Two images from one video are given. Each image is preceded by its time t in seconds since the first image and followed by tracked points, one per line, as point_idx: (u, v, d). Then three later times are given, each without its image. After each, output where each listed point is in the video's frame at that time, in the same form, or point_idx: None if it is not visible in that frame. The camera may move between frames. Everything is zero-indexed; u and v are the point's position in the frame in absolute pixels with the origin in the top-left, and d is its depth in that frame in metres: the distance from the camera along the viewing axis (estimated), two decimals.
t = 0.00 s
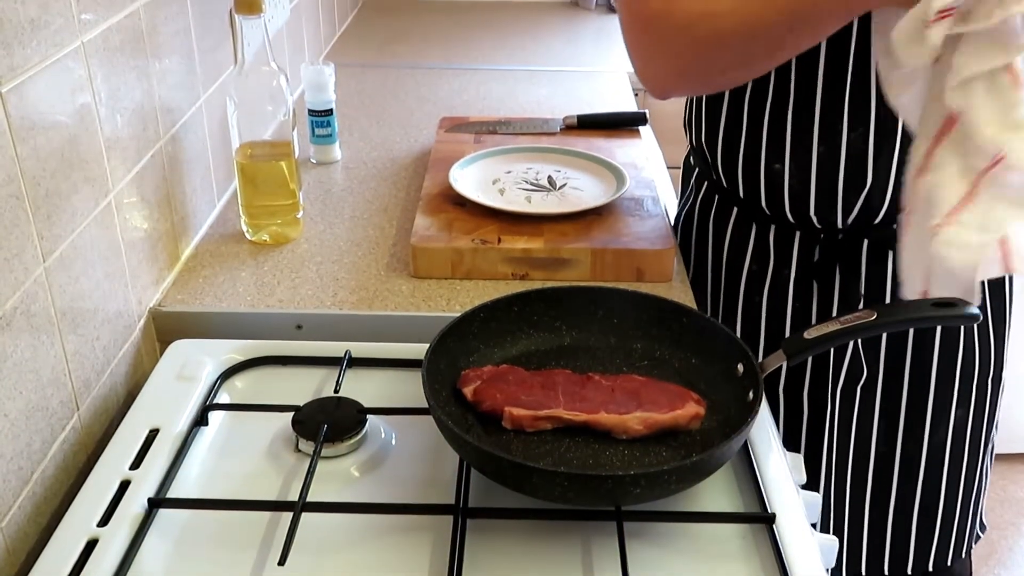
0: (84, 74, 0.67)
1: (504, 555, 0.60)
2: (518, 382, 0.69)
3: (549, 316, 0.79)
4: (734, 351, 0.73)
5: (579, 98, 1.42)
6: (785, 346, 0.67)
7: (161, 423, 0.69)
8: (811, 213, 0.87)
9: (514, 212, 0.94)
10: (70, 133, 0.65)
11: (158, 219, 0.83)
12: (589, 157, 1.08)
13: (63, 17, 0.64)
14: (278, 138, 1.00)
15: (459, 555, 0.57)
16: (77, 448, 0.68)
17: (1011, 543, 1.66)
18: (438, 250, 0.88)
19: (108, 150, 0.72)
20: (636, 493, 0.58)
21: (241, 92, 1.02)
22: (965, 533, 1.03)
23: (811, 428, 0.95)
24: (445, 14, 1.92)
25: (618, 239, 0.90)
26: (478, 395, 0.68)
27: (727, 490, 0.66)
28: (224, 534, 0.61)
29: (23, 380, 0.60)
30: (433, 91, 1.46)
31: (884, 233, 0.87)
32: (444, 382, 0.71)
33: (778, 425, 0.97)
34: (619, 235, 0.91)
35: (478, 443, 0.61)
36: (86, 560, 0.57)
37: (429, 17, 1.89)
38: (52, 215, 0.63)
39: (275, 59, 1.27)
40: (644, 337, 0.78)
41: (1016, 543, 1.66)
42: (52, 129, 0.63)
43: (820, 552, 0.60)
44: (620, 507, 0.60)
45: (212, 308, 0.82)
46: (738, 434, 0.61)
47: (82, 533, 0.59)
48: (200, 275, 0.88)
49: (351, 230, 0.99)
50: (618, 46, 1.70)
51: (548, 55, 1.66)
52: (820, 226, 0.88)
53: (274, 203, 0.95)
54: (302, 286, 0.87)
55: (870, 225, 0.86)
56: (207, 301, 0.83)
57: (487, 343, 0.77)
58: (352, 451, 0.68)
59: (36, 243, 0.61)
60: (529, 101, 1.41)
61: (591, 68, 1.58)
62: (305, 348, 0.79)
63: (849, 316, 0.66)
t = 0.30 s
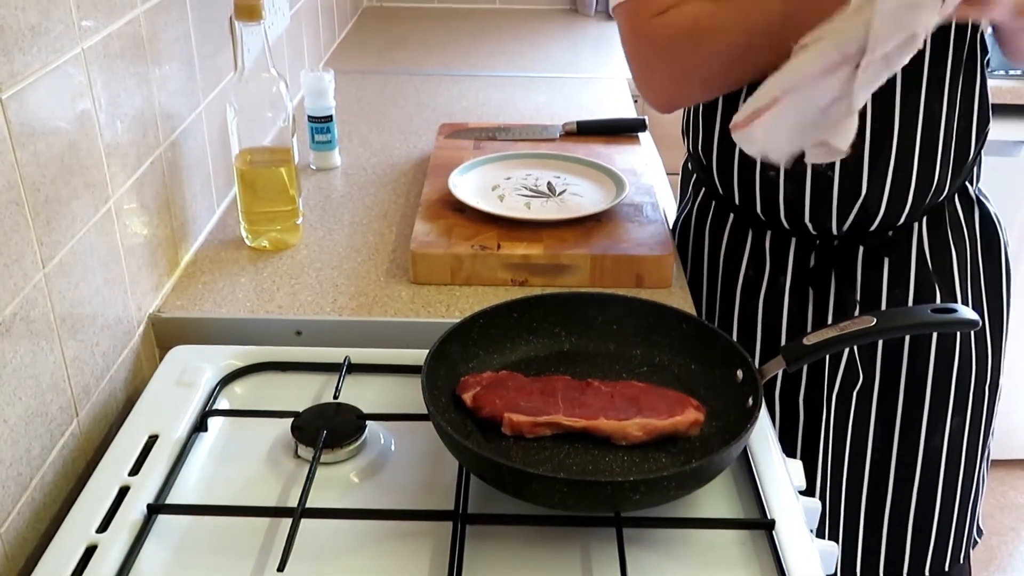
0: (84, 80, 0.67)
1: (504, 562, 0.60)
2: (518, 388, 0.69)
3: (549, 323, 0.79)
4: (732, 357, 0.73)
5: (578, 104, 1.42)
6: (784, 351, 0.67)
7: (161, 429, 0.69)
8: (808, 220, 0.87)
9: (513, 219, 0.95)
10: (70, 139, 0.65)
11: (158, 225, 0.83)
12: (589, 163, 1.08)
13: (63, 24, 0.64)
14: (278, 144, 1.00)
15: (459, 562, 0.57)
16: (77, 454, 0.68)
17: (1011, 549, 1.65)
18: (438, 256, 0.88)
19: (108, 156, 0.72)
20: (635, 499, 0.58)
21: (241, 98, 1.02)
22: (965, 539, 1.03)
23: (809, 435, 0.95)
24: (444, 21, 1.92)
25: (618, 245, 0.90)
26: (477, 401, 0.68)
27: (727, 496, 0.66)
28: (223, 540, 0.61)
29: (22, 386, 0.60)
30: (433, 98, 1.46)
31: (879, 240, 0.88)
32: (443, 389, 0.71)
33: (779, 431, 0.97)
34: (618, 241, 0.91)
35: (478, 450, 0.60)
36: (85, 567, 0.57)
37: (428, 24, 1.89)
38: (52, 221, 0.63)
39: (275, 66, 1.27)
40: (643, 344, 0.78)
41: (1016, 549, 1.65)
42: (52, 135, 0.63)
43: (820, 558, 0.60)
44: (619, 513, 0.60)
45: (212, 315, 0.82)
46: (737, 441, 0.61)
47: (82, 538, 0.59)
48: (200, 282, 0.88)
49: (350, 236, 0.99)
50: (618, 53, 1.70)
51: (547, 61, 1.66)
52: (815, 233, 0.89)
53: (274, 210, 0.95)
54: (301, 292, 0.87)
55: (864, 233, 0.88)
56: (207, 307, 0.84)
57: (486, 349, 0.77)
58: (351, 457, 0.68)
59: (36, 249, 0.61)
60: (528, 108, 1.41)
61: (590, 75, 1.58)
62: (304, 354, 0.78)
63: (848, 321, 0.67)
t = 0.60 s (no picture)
0: (84, 82, 0.67)
1: (503, 563, 0.60)
2: (518, 389, 0.69)
3: (548, 324, 0.79)
4: (732, 358, 0.73)
5: (578, 105, 1.43)
6: (784, 353, 0.67)
7: (161, 431, 0.69)
8: (807, 222, 0.87)
9: (513, 221, 0.95)
10: (71, 141, 0.65)
11: (158, 227, 0.83)
12: (589, 165, 1.08)
13: (64, 25, 0.64)
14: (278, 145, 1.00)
15: (459, 564, 0.57)
16: (77, 455, 0.68)
17: (1011, 551, 1.65)
18: (438, 258, 0.88)
19: (108, 158, 0.72)
20: (636, 501, 0.58)
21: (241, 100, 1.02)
22: (965, 541, 1.03)
23: (809, 437, 0.95)
24: (444, 22, 1.93)
25: (618, 247, 0.90)
26: (478, 403, 0.68)
27: (727, 497, 0.66)
28: (223, 541, 0.61)
29: (22, 388, 0.60)
30: (433, 100, 1.47)
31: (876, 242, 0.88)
32: (443, 391, 0.71)
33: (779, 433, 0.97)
34: (618, 243, 0.91)
35: (478, 451, 0.60)
36: (85, 568, 0.57)
37: (429, 26, 1.90)
38: (52, 223, 0.63)
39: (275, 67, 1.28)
40: (643, 345, 0.78)
41: (1015, 550, 1.65)
42: (53, 137, 0.63)
43: (820, 559, 0.60)
44: (620, 515, 0.60)
45: (212, 316, 0.83)
46: (738, 442, 0.61)
47: (83, 540, 0.59)
48: (200, 283, 0.88)
49: (351, 238, 0.99)
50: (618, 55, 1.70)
51: (548, 63, 1.66)
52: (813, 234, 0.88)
53: (274, 211, 0.95)
54: (301, 293, 0.87)
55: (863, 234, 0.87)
56: (207, 309, 0.84)
57: (486, 351, 0.77)
58: (351, 459, 0.68)
59: (36, 250, 0.61)
60: (528, 109, 1.41)
61: (590, 76, 1.58)
62: (304, 355, 0.78)
63: (848, 323, 0.67)
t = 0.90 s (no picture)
0: (85, 90, 0.68)
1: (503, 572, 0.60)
2: (517, 397, 0.69)
3: (548, 332, 0.79)
4: (732, 366, 0.73)
5: (578, 113, 1.43)
6: (784, 361, 0.67)
7: (161, 439, 0.69)
8: (797, 231, 0.87)
9: (512, 228, 0.95)
10: (71, 149, 0.66)
11: (159, 234, 0.83)
12: (588, 172, 1.09)
13: (65, 34, 0.64)
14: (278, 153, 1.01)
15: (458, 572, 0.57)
16: (76, 463, 0.68)
17: (1012, 559, 1.65)
18: (438, 265, 0.88)
19: (109, 166, 0.72)
20: (636, 508, 0.58)
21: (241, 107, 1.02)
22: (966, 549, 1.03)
23: (809, 445, 0.95)
24: (445, 29, 1.93)
25: (617, 254, 0.90)
26: (477, 411, 0.68)
27: (726, 505, 0.66)
28: (222, 550, 0.61)
29: (23, 396, 0.60)
30: (433, 107, 1.47)
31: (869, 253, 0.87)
32: (443, 398, 0.71)
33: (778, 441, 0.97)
34: (617, 250, 0.91)
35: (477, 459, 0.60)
36: None
37: (429, 33, 1.90)
38: (53, 231, 0.63)
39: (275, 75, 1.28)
40: (643, 353, 0.78)
41: (1016, 558, 1.65)
42: (54, 145, 0.63)
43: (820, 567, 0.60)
44: (620, 523, 0.60)
45: (212, 324, 0.83)
46: (738, 450, 0.61)
47: (82, 549, 0.59)
48: (200, 291, 0.88)
49: (350, 245, 0.99)
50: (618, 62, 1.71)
51: (547, 70, 1.67)
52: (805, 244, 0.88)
53: (274, 219, 0.95)
54: (301, 301, 0.87)
55: (855, 245, 0.87)
56: (207, 316, 0.84)
57: (486, 359, 0.77)
58: (351, 467, 0.68)
59: (36, 258, 0.61)
60: (528, 116, 1.41)
61: (590, 83, 1.58)
62: (304, 363, 0.79)
63: (848, 330, 0.67)
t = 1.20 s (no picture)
0: (88, 156, 0.69)
1: None
2: (512, 460, 0.69)
3: (543, 394, 0.79)
4: (728, 428, 0.73)
5: (572, 175, 1.45)
6: (779, 423, 0.67)
7: (155, 504, 0.69)
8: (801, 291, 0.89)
9: (508, 290, 0.96)
10: (73, 213, 0.67)
11: (156, 297, 0.84)
12: (583, 234, 1.10)
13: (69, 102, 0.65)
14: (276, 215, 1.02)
15: None
16: (70, 529, 0.67)
17: None
18: (434, 327, 0.89)
19: (109, 230, 0.73)
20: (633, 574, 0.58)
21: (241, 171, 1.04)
22: None
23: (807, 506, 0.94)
24: (441, 93, 1.97)
25: (611, 315, 0.91)
26: (473, 474, 0.68)
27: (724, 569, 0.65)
28: None
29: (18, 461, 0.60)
30: (430, 169, 1.49)
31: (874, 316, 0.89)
32: (440, 461, 0.71)
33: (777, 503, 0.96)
34: (612, 311, 0.92)
35: (472, 523, 0.60)
36: None
37: (425, 96, 1.94)
38: (53, 295, 0.64)
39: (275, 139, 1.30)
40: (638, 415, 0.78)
41: None
42: (56, 210, 0.64)
43: None
44: None
45: (209, 387, 0.83)
46: (734, 514, 0.61)
47: None
48: (197, 353, 0.88)
49: (347, 307, 0.99)
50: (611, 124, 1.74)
51: (543, 132, 1.69)
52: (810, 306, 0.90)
53: (273, 281, 0.96)
54: (298, 363, 0.87)
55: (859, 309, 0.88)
56: (203, 379, 0.84)
57: (482, 421, 0.77)
58: (346, 532, 0.68)
59: (36, 322, 0.62)
60: (523, 178, 1.43)
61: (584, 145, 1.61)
62: (300, 426, 0.79)
63: (843, 392, 0.67)
